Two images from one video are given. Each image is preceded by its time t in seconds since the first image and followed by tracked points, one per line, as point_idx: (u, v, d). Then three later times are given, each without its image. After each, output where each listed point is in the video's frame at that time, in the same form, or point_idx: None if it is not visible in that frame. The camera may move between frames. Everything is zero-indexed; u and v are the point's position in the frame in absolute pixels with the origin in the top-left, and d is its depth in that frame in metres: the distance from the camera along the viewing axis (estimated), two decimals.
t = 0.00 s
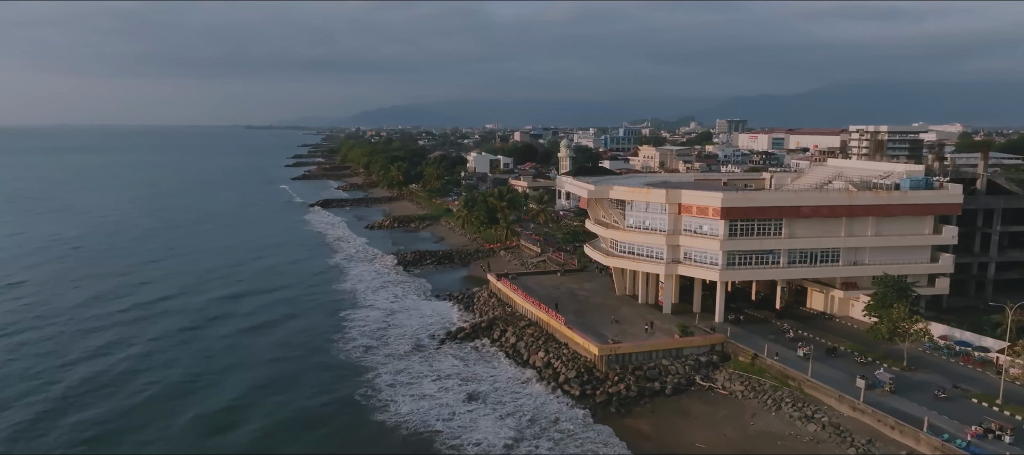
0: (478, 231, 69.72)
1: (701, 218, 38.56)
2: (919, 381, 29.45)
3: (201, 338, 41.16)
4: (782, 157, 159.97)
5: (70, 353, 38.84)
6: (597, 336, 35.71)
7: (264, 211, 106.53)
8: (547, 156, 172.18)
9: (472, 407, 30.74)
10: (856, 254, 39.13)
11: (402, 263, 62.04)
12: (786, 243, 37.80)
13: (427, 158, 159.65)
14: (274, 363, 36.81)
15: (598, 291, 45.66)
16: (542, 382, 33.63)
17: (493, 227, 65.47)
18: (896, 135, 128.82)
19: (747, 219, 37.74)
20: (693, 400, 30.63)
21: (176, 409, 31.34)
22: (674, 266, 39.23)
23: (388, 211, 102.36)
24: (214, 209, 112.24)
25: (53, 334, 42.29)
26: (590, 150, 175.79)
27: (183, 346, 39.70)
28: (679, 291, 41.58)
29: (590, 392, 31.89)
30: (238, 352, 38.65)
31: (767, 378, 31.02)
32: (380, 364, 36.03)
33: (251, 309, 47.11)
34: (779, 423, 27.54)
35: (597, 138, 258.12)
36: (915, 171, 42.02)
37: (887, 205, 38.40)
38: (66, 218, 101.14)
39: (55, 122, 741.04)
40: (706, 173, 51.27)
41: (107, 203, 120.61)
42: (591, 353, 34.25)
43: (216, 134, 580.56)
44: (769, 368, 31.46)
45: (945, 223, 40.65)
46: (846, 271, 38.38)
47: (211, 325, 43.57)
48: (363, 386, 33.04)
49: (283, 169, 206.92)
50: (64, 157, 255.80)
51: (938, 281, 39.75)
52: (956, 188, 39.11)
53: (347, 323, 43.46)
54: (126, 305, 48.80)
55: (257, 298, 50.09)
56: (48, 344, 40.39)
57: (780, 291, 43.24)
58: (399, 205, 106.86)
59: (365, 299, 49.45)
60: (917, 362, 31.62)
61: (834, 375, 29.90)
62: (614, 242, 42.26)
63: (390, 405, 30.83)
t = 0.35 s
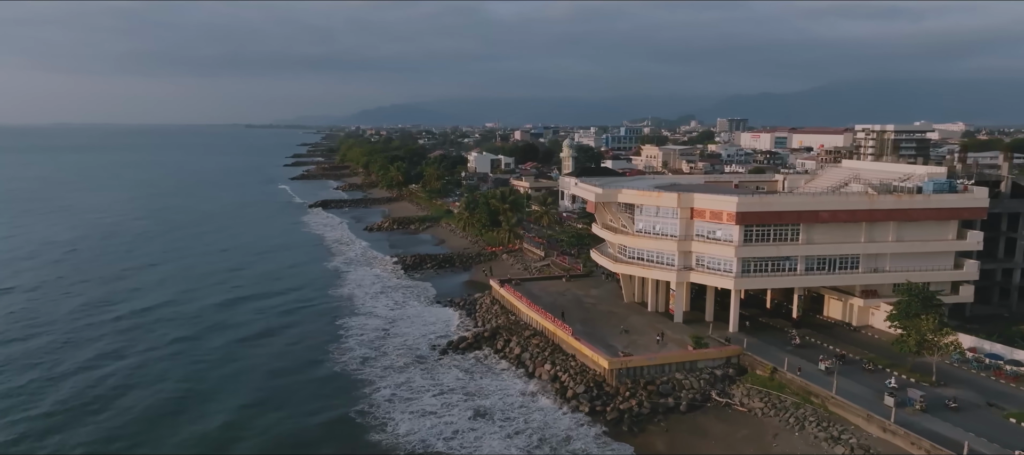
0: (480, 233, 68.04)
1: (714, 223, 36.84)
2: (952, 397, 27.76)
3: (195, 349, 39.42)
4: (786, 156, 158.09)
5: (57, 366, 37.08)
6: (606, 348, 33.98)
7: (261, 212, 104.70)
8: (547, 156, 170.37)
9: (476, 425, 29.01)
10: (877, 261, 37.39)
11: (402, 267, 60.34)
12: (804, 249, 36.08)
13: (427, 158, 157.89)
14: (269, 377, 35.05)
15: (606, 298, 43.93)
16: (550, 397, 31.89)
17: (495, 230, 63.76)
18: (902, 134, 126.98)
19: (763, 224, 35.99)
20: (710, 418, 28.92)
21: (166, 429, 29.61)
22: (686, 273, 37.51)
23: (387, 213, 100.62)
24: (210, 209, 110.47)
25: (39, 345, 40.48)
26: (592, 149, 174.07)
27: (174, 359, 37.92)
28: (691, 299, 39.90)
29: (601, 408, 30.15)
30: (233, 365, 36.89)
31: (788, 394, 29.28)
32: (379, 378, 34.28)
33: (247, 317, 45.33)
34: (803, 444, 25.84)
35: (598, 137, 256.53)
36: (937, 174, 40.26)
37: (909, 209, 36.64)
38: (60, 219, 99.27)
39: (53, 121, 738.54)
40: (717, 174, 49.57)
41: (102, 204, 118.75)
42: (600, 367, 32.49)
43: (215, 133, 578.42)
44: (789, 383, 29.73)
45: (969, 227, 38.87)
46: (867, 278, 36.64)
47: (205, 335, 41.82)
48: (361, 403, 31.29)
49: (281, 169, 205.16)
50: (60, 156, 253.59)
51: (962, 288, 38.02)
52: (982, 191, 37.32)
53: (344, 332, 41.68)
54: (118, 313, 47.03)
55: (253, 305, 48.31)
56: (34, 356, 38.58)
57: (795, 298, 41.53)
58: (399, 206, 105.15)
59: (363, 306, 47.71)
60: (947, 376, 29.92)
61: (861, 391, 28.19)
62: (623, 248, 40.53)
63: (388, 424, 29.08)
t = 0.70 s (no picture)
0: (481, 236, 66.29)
1: (728, 229, 35.09)
2: (988, 416, 26.06)
3: (188, 361, 37.64)
4: (791, 156, 156.24)
5: (43, 380, 35.32)
6: (617, 361, 32.23)
7: (258, 213, 102.86)
8: (549, 156, 168.56)
9: (479, 447, 27.27)
10: (899, 269, 35.61)
11: (402, 272, 58.60)
12: (823, 257, 34.30)
13: (427, 158, 156.07)
14: (264, 392, 33.32)
15: (614, 306, 42.24)
16: (557, 414, 30.17)
17: (498, 233, 62.02)
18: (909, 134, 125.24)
19: (781, 230, 34.20)
20: (729, 438, 27.20)
21: (156, 451, 27.89)
22: (699, 282, 35.77)
23: (386, 214, 98.83)
24: (208, 211, 108.74)
25: (25, 357, 38.70)
26: (593, 149, 172.22)
27: (166, 372, 36.15)
28: (703, 309, 38.20)
29: (612, 428, 28.40)
30: (226, 379, 35.15)
31: (812, 412, 27.53)
32: (376, 394, 32.53)
33: (242, 326, 43.54)
34: None
35: (599, 136, 254.58)
36: (961, 177, 38.46)
37: (934, 215, 34.81)
38: (53, 221, 97.36)
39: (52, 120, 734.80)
40: (728, 177, 47.79)
41: (97, 205, 116.86)
42: (611, 382, 30.73)
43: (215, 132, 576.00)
44: (813, 401, 27.98)
45: (995, 233, 37.10)
46: (889, 287, 34.86)
47: (198, 345, 40.07)
48: (358, 422, 29.57)
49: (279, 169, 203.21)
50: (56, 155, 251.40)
51: (989, 297, 36.26)
52: (1010, 195, 35.51)
53: (340, 342, 39.90)
54: (109, 321, 45.20)
55: (249, 313, 46.54)
56: (20, 369, 36.81)
57: (812, 306, 39.84)
58: (398, 207, 103.38)
59: (360, 314, 45.95)
60: (980, 393, 28.22)
61: (890, 409, 26.50)
62: (632, 254, 38.77)
63: (385, 446, 27.37)
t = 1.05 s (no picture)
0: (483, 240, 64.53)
1: (745, 236, 33.35)
2: None
3: (181, 375, 35.92)
4: (795, 156, 154.60)
5: (28, 396, 33.58)
6: (627, 376, 30.50)
7: (256, 214, 101.06)
8: (551, 155, 166.73)
9: None
10: (924, 278, 33.85)
11: (401, 276, 56.85)
12: (845, 265, 32.55)
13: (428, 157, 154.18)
14: (259, 409, 31.63)
15: (623, 315, 40.51)
16: (566, 434, 28.46)
17: (500, 237, 60.27)
18: (917, 133, 123.55)
19: (801, 237, 32.45)
20: None
21: None
22: (714, 292, 34.06)
23: (386, 215, 97.04)
24: (205, 212, 107.07)
25: (11, 370, 36.95)
26: (596, 148, 170.32)
27: (156, 387, 34.43)
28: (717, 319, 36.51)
29: (624, 451, 26.68)
30: (219, 394, 33.44)
31: (838, 434, 25.81)
32: (374, 411, 30.80)
33: (238, 336, 41.81)
34: None
35: (601, 135, 252.62)
36: (988, 181, 36.70)
37: (962, 222, 33.06)
38: (48, 222, 95.45)
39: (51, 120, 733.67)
40: (740, 180, 46.09)
41: (92, 206, 114.98)
42: (622, 400, 28.97)
43: (214, 130, 574.09)
44: (838, 421, 26.26)
45: None
46: (914, 298, 33.12)
47: (191, 357, 38.34)
48: (354, 443, 27.86)
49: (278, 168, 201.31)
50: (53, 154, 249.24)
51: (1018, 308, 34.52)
52: None
53: (336, 354, 38.14)
54: (100, 330, 43.48)
55: (245, 321, 44.82)
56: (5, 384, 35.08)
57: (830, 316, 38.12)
58: (398, 208, 101.58)
59: (358, 322, 44.22)
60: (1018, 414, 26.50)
61: (924, 432, 24.79)
62: (642, 262, 37.03)
63: None
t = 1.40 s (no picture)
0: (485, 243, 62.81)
1: (763, 244, 31.57)
2: None
3: (173, 390, 34.13)
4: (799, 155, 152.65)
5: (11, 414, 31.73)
6: (640, 393, 28.76)
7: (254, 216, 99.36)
8: (552, 154, 164.99)
9: None
10: (952, 288, 32.08)
11: (401, 282, 55.14)
12: (870, 275, 30.76)
13: (427, 157, 152.45)
14: (253, 430, 29.80)
15: (632, 324, 38.77)
16: None
17: (503, 241, 58.57)
18: (924, 133, 121.54)
19: (823, 246, 30.66)
20: None
21: None
22: (729, 303, 32.34)
23: (385, 217, 95.33)
24: (202, 213, 105.40)
25: None
26: (598, 148, 168.68)
27: (147, 404, 32.62)
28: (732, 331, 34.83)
29: None
30: (213, 412, 31.66)
31: None
32: (371, 431, 29.08)
33: (233, 346, 40.05)
34: None
35: (602, 134, 250.68)
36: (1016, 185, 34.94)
37: (992, 228, 31.26)
38: (41, 224, 93.56)
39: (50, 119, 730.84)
40: (753, 183, 44.35)
41: (87, 207, 113.13)
42: (635, 420, 27.23)
43: (214, 129, 572.03)
44: (869, 445, 24.53)
45: None
46: (943, 309, 31.37)
47: (184, 370, 36.51)
48: None
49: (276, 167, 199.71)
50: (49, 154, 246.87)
51: None
52: None
53: (332, 367, 36.38)
54: (90, 340, 41.69)
55: (240, 330, 43.02)
56: None
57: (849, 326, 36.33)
58: (397, 209, 99.85)
59: (355, 331, 42.48)
60: None
61: None
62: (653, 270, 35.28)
63: None
